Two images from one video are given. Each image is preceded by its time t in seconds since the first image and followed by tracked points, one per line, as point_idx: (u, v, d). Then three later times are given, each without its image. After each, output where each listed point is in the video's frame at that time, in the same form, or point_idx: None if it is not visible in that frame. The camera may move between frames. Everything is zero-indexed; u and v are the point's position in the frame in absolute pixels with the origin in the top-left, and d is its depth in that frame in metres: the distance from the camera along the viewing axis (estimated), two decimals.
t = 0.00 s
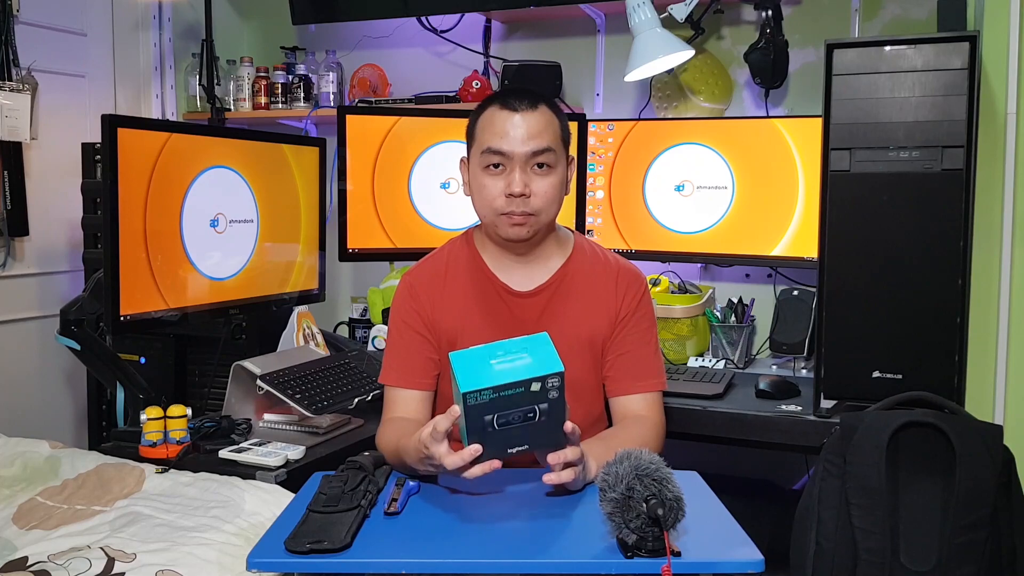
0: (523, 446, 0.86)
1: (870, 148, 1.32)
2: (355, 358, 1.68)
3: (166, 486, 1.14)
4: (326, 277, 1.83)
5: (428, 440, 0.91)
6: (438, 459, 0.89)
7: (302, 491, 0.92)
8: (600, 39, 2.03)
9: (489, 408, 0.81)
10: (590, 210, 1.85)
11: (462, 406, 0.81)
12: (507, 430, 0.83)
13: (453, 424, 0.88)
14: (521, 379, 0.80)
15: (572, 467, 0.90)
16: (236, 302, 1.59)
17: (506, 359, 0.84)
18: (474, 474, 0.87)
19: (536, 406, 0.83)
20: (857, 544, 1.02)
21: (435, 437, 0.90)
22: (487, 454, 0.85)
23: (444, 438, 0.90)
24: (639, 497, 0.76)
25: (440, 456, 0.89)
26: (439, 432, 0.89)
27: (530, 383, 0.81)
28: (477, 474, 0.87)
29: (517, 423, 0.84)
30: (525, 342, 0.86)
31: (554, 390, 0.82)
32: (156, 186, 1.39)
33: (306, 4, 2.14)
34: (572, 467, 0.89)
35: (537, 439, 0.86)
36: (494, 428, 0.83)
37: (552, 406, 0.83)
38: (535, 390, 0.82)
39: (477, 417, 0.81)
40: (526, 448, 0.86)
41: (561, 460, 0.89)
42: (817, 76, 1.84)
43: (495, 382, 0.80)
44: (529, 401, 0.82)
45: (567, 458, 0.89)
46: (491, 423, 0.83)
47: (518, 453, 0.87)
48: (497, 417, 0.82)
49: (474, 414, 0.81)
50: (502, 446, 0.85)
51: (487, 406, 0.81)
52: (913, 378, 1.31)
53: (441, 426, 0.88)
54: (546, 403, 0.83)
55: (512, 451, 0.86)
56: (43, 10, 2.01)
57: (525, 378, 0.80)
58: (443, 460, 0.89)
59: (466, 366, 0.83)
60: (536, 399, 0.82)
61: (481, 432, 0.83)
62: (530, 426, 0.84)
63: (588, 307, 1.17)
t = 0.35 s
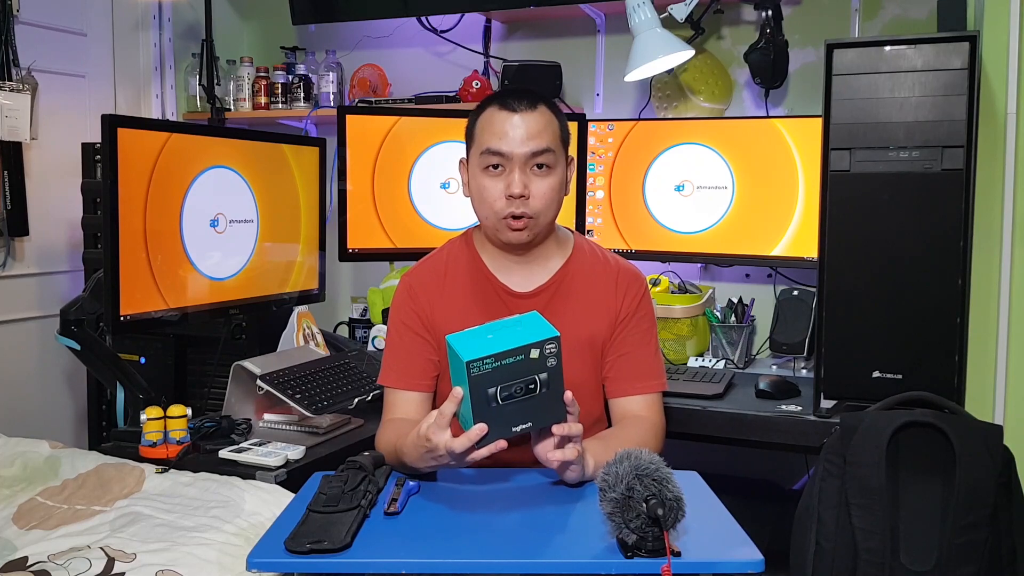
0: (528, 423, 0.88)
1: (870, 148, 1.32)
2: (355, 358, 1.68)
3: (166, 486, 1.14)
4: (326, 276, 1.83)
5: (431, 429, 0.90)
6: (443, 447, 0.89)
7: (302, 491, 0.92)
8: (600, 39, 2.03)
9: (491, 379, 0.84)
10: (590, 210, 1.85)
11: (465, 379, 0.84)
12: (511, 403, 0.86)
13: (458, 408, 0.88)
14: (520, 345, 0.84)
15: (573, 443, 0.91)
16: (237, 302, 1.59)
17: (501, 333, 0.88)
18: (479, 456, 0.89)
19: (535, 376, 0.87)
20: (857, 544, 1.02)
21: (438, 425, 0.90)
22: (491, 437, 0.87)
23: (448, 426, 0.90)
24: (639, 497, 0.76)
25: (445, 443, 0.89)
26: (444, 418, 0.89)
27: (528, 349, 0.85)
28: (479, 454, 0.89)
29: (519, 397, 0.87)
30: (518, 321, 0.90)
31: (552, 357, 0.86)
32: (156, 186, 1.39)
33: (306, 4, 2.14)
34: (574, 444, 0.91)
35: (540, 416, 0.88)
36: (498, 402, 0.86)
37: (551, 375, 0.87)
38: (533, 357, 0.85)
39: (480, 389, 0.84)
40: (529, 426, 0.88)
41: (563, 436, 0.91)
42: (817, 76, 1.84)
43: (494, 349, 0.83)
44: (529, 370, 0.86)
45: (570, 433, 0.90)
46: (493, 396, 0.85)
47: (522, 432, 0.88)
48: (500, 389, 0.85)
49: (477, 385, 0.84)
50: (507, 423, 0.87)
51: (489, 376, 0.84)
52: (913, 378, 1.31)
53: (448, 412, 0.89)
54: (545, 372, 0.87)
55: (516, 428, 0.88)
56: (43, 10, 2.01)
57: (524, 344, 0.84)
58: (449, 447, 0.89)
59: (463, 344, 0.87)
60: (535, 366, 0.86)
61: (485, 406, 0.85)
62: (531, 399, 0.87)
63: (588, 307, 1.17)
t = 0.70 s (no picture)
0: (528, 442, 0.85)
1: (870, 148, 1.32)
2: (355, 358, 1.68)
3: (166, 486, 1.14)
4: (326, 276, 1.83)
5: (429, 439, 0.91)
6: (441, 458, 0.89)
7: (302, 491, 0.92)
8: (600, 39, 2.03)
9: (491, 407, 0.80)
10: (590, 210, 1.85)
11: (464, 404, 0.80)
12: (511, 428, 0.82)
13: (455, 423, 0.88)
14: (524, 377, 0.80)
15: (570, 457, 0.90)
16: (237, 302, 1.59)
17: (508, 357, 0.82)
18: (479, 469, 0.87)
19: (538, 404, 0.82)
20: (857, 544, 1.02)
21: (436, 437, 0.90)
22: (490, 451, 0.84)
23: (445, 438, 0.89)
24: (639, 497, 0.76)
25: (444, 455, 0.89)
26: (441, 431, 0.89)
27: (532, 381, 0.80)
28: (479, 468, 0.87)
29: (519, 420, 0.83)
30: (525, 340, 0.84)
31: (557, 388, 0.82)
32: (156, 187, 1.39)
33: (306, 4, 2.15)
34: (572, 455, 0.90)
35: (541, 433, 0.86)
36: (498, 425, 0.82)
37: (554, 404, 0.83)
38: (538, 388, 0.81)
39: (480, 417, 0.81)
40: (529, 444, 0.86)
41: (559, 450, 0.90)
42: (817, 76, 1.84)
43: (496, 381, 0.79)
44: (531, 399, 0.82)
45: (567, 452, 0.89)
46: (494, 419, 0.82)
47: (521, 450, 0.86)
48: (500, 414, 0.81)
49: (476, 412, 0.80)
50: (505, 442, 0.84)
51: (490, 404, 0.80)
52: (913, 378, 1.31)
53: (444, 425, 0.88)
54: (548, 401, 0.82)
55: (516, 447, 0.85)
56: (43, 10, 2.01)
57: (527, 376, 0.80)
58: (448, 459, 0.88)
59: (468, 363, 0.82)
60: (538, 396, 0.81)
61: (483, 429, 0.82)
62: (532, 423, 0.83)
63: (588, 307, 1.17)
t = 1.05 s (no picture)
0: (523, 422, 0.88)
1: (870, 148, 1.32)
2: (355, 358, 1.68)
3: (166, 486, 1.14)
4: (326, 276, 1.83)
5: (426, 426, 0.90)
6: (437, 443, 0.89)
7: (302, 491, 0.92)
8: (600, 39, 2.03)
9: (485, 370, 0.85)
10: (590, 210, 1.85)
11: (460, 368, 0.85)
12: (504, 399, 0.86)
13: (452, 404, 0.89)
14: (515, 338, 0.85)
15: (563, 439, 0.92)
16: (237, 302, 1.59)
17: (498, 328, 0.89)
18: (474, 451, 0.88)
19: (530, 372, 0.87)
20: (857, 544, 1.02)
21: (432, 422, 0.90)
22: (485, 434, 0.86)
23: (442, 423, 0.90)
24: (639, 497, 0.76)
25: (441, 439, 0.89)
26: (440, 414, 0.89)
27: (524, 343, 0.86)
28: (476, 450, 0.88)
29: (514, 393, 0.87)
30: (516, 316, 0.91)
31: (547, 354, 0.87)
32: (156, 187, 1.39)
33: (306, 4, 2.15)
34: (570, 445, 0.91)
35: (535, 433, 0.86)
36: (492, 395, 0.86)
37: (546, 371, 0.88)
38: (529, 351, 0.86)
39: (474, 379, 0.85)
40: (524, 425, 0.88)
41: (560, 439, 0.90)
42: (817, 76, 1.84)
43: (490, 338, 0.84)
44: (524, 366, 0.86)
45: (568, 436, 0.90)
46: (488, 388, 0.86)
47: (516, 433, 0.88)
48: (494, 381, 0.86)
49: (471, 375, 0.85)
50: (500, 422, 0.87)
51: (484, 367, 0.85)
52: (913, 378, 1.31)
53: (443, 407, 0.89)
54: (539, 369, 0.87)
55: (510, 427, 0.87)
56: (43, 10, 2.01)
57: (519, 337, 0.85)
58: (444, 442, 0.88)
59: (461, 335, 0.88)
60: (530, 362, 0.87)
61: (478, 399, 0.85)
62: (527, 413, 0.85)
63: (588, 307, 1.17)
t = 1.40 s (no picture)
0: (523, 425, 0.88)
1: (870, 148, 1.32)
2: (355, 358, 1.68)
3: (166, 486, 1.14)
4: (326, 276, 1.83)
5: (423, 432, 0.91)
6: (435, 449, 0.90)
7: (302, 491, 0.92)
8: (600, 39, 2.03)
9: (482, 374, 0.85)
10: (590, 210, 1.85)
11: (456, 374, 0.85)
12: (502, 403, 0.86)
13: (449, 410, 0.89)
14: (510, 341, 0.85)
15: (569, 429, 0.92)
16: (236, 302, 1.59)
17: (494, 330, 0.89)
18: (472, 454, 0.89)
19: (528, 375, 0.86)
20: (857, 544, 1.02)
21: (430, 427, 0.90)
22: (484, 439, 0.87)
23: (439, 427, 0.90)
24: (639, 497, 0.76)
25: (439, 445, 0.89)
26: (437, 418, 0.89)
27: (519, 345, 0.85)
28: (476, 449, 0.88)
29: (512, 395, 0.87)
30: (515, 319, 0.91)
31: (545, 356, 0.87)
32: (156, 187, 1.39)
33: (306, 4, 2.15)
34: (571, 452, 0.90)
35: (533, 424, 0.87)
36: (490, 400, 0.86)
37: (543, 373, 0.87)
38: (526, 354, 0.86)
39: (472, 385, 0.85)
40: (524, 429, 0.88)
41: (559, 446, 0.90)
42: (817, 76, 1.84)
43: (485, 343, 0.84)
44: (521, 369, 0.86)
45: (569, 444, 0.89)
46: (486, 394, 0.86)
47: (516, 437, 0.88)
48: (492, 386, 0.85)
49: (468, 380, 0.85)
50: (500, 426, 0.87)
51: (480, 371, 0.85)
52: (913, 378, 1.31)
53: (440, 413, 0.89)
54: (537, 371, 0.87)
55: (510, 431, 0.87)
56: (43, 10, 2.01)
57: (515, 340, 0.85)
58: (443, 447, 0.89)
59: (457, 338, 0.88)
60: (527, 364, 0.86)
61: (476, 404, 0.85)
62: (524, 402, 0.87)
63: (590, 307, 1.17)
